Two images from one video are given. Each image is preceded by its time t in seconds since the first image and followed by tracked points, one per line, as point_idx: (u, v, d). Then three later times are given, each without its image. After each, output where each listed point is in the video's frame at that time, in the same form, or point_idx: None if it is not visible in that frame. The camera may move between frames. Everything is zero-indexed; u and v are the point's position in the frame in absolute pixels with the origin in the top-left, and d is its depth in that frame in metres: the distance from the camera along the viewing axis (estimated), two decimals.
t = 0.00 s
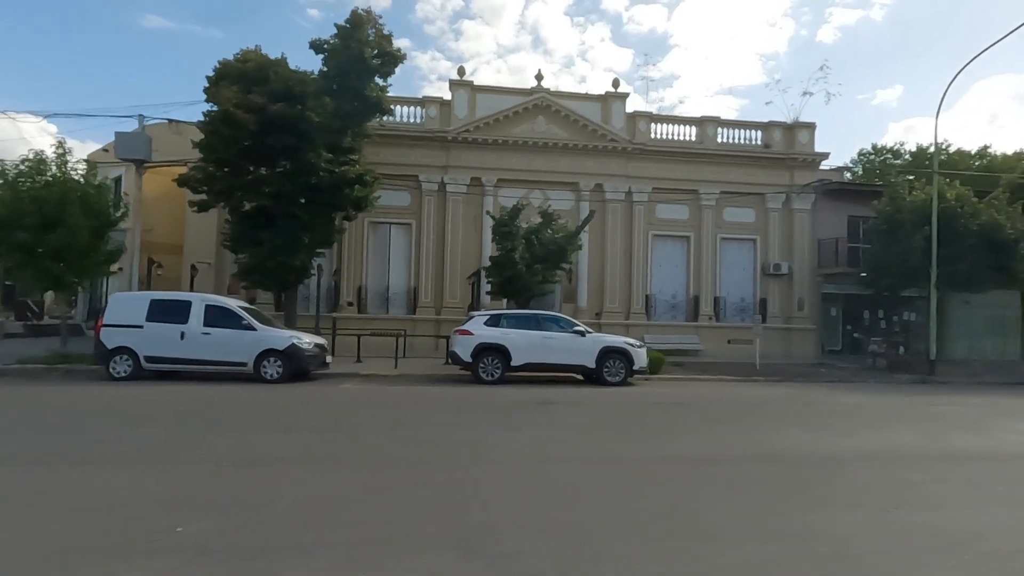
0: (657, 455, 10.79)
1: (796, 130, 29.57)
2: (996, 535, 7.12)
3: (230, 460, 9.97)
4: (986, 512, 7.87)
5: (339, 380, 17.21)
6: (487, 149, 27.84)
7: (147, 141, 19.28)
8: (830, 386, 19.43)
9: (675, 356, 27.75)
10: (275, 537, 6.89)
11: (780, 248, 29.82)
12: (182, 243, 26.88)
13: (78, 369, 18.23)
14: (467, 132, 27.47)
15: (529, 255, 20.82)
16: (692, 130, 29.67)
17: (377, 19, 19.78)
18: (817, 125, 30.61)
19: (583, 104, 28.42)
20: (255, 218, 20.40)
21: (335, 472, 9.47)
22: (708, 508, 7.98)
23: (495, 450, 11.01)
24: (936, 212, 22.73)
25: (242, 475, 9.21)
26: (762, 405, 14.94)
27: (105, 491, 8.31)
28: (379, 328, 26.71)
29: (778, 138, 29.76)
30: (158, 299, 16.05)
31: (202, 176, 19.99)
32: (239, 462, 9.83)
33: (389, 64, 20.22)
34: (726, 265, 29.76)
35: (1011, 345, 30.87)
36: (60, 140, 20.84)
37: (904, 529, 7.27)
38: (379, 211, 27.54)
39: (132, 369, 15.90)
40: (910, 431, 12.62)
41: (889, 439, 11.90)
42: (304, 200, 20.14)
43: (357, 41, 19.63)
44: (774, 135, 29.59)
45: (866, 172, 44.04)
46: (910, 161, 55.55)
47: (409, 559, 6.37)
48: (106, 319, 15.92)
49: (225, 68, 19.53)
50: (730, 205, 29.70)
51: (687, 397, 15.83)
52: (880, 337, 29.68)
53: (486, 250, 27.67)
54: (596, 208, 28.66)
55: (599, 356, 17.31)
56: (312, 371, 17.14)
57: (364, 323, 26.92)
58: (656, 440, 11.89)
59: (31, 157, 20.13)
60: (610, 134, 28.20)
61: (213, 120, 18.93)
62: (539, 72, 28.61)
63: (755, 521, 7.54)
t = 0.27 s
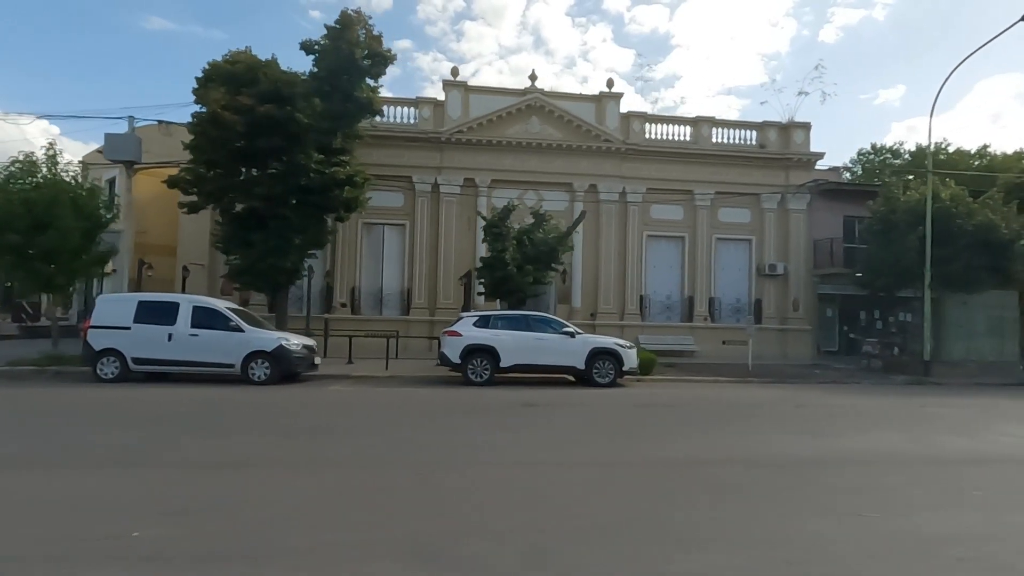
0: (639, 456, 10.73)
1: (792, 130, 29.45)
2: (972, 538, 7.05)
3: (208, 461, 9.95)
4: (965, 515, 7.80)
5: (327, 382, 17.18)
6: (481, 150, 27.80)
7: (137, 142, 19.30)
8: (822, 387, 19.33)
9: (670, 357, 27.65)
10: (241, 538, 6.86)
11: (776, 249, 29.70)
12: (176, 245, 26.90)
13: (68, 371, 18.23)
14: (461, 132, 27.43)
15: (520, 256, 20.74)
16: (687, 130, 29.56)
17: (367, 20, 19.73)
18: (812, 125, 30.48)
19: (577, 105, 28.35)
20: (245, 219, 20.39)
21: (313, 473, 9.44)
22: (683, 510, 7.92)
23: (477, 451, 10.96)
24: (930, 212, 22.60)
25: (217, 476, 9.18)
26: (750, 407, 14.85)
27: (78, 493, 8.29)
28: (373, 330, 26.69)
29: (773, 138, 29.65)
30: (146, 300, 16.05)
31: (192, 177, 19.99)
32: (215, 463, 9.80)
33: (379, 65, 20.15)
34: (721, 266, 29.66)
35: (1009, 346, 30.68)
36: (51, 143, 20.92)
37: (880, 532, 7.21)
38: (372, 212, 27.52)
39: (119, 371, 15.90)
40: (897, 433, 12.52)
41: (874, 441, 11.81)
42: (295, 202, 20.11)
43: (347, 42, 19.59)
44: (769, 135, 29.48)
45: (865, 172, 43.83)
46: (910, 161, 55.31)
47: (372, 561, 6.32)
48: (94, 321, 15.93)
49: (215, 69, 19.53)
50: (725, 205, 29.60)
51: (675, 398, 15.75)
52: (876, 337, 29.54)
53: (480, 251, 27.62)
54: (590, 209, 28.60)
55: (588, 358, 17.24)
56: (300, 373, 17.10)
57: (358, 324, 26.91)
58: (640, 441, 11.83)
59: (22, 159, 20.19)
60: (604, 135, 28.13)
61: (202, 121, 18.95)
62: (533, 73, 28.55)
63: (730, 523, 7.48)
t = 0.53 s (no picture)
0: (624, 454, 10.70)
1: (787, 128, 29.39)
2: (951, 538, 7.02)
3: (188, 460, 9.92)
4: (946, 514, 7.76)
5: (317, 381, 17.16)
6: (475, 149, 27.76)
7: (128, 142, 19.25)
8: (814, 386, 19.29)
9: (664, 356, 27.61)
10: (214, 536, 6.83)
11: (771, 247, 29.64)
12: (169, 243, 26.87)
13: (58, 369, 18.21)
14: (454, 131, 27.39)
15: (512, 254, 20.71)
16: (682, 128, 29.49)
17: (358, 18, 19.71)
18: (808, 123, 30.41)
19: (571, 103, 28.28)
20: (237, 218, 20.37)
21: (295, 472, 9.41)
22: (662, 509, 7.88)
23: (462, 450, 10.94)
24: (924, 210, 22.53)
25: (196, 475, 9.15)
26: (739, 405, 14.79)
27: (54, 492, 8.25)
28: (367, 329, 26.68)
29: (768, 137, 29.58)
30: (134, 299, 16.03)
31: (183, 176, 19.97)
32: (196, 462, 9.77)
33: (370, 63, 20.12)
34: (716, 264, 29.61)
35: (1005, 345, 30.60)
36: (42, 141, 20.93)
37: (858, 531, 7.18)
38: (366, 210, 27.51)
39: (108, 369, 15.88)
40: (883, 432, 12.48)
41: (860, 440, 11.76)
42: (286, 201, 20.09)
43: (337, 41, 19.57)
44: (764, 133, 29.41)
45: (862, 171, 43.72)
46: (909, 160, 55.21)
47: (341, 560, 6.29)
48: (82, 319, 15.92)
49: (204, 67, 19.50)
50: (720, 204, 29.55)
51: (664, 396, 15.71)
52: (871, 336, 29.48)
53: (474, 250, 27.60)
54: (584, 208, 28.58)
55: (578, 356, 17.19)
56: (290, 372, 17.08)
57: (352, 323, 26.91)
58: (626, 439, 11.80)
59: (13, 158, 20.20)
60: (598, 133, 28.08)
61: (192, 120, 18.93)
62: (528, 71, 28.48)
63: (708, 522, 7.44)
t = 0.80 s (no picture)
0: (603, 457, 10.70)
1: (778, 130, 29.41)
2: (918, 540, 7.02)
3: (166, 462, 9.92)
4: (917, 517, 7.76)
5: (303, 383, 17.15)
6: (467, 150, 27.77)
7: (115, 143, 19.24)
8: (802, 387, 19.29)
9: (656, 358, 27.60)
10: (181, 538, 6.83)
11: (762, 249, 29.65)
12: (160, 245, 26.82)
13: (44, 371, 18.18)
14: (446, 132, 27.39)
15: (501, 256, 20.70)
16: (674, 130, 29.51)
17: (347, 20, 19.74)
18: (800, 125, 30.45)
19: (563, 105, 28.30)
20: (225, 220, 20.35)
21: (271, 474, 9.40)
22: (634, 512, 7.89)
23: (441, 453, 10.94)
24: (914, 212, 22.57)
25: (172, 477, 9.14)
26: (723, 407, 14.80)
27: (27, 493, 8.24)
28: (357, 330, 26.65)
29: (760, 138, 29.62)
30: (120, 301, 16.03)
31: (171, 178, 19.96)
32: (173, 464, 9.77)
33: (359, 65, 20.13)
34: (707, 266, 29.61)
35: (996, 346, 30.64)
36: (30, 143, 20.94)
37: (827, 534, 7.18)
38: (358, 212, 27.51)
39: (93, 371, 15.86)
40: (864, 434, 12.49)
41: (840, 442, 11.78)
42: (274, 202, 20.08)
43: (325, 42, 19.57)
44: (756, 135, 29.46)
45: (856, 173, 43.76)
46: (904, 161, 55.27)
47: (306, 562, 6.30)
48: (68, 321, 15.90)
49: (192, 69, 19.50)
50: (712, 205, 29.56)
51: (649, 398, 15.73)
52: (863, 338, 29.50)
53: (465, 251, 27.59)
54: (576, 209, 28.59)
55: (564, 358, 17.19)
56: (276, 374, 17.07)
57: (343, 325, 26.89)
58: (607, 442, 11.80)
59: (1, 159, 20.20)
60: (590, 135, 28.10)
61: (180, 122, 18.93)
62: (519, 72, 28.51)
63: (678, 525, 7.44)
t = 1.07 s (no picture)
0: (586, 459, 10.69)
1: (772, 132, 29.42)
2: (890, 542, 7.02)
3: (146, 464, 9.91)
4: (893, 519, 7.75)
5: (292, 384, 17.13)
6: (460, 152, 27.79)
7: (104, 143, 19.23)
8: (793, 388, 19.27)
9: (649, 360, 27.59)
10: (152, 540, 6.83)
11: (756, 250, 29.65)
12: (153, 247, 26.81)
13: (33, 372, 18.17)
14: (439, 134, 27.41)
15: (492, 257, 20.69)
16: (668, 131, 29.52)
17: (338, 22, 19.76)
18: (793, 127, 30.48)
19: (557, 106, 28.32)
20: (216, 221, 20.36)
21: (250, 477, 9.38)
22: (611, 514, 7.88)
23: (424, 455, 10.92)
24: (905, 213, 22.57)
25: (151, 478, 9.14)
26: (710, 408, 14.78)
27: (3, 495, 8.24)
28: (350, 332, 26.63)
29: (754, 140, 29.64)
30: (108, 302, 16.01)
31: (162, 179, 19.97)
32: (153, 466, 9.76)
33: (350, 66, 20.13)
34: (701, 267, 29.62)
35: (991, 348, 30.61)
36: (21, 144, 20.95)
37: (801, 537, 7.16)
38: (351, 213, 27.53)
39: (81, 373, 15.84)
40: (849, 436, 12.47)
41: (824, 444, 11.76)
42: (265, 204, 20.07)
43: (316, 44, 19.57)
44: (749, 137, 29.48)
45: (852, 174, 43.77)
46: (901, 163, 55.28)
47: (275, 564, 6.29)
48: (55, 323, 15.89)
49: (182, 70, 19.51)
50: (705, 206, 29.57)
51: (636, 399, 15.71)
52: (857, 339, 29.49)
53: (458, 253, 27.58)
54: (570, 211, 28.61)
55: (554, 360, 17.16)
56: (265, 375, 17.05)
57: (336, 326, 26.87)
58: (591, 444, 11.77)
59: None
60: (583, 136, 28.11)
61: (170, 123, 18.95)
62: (513, 74, 28.54)
63: (653, 527, 7.43)
